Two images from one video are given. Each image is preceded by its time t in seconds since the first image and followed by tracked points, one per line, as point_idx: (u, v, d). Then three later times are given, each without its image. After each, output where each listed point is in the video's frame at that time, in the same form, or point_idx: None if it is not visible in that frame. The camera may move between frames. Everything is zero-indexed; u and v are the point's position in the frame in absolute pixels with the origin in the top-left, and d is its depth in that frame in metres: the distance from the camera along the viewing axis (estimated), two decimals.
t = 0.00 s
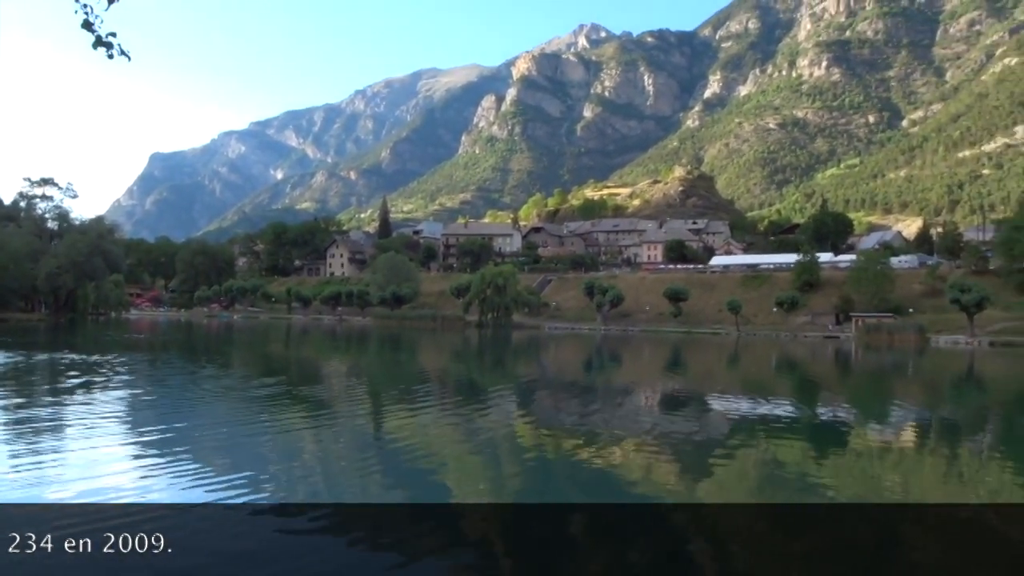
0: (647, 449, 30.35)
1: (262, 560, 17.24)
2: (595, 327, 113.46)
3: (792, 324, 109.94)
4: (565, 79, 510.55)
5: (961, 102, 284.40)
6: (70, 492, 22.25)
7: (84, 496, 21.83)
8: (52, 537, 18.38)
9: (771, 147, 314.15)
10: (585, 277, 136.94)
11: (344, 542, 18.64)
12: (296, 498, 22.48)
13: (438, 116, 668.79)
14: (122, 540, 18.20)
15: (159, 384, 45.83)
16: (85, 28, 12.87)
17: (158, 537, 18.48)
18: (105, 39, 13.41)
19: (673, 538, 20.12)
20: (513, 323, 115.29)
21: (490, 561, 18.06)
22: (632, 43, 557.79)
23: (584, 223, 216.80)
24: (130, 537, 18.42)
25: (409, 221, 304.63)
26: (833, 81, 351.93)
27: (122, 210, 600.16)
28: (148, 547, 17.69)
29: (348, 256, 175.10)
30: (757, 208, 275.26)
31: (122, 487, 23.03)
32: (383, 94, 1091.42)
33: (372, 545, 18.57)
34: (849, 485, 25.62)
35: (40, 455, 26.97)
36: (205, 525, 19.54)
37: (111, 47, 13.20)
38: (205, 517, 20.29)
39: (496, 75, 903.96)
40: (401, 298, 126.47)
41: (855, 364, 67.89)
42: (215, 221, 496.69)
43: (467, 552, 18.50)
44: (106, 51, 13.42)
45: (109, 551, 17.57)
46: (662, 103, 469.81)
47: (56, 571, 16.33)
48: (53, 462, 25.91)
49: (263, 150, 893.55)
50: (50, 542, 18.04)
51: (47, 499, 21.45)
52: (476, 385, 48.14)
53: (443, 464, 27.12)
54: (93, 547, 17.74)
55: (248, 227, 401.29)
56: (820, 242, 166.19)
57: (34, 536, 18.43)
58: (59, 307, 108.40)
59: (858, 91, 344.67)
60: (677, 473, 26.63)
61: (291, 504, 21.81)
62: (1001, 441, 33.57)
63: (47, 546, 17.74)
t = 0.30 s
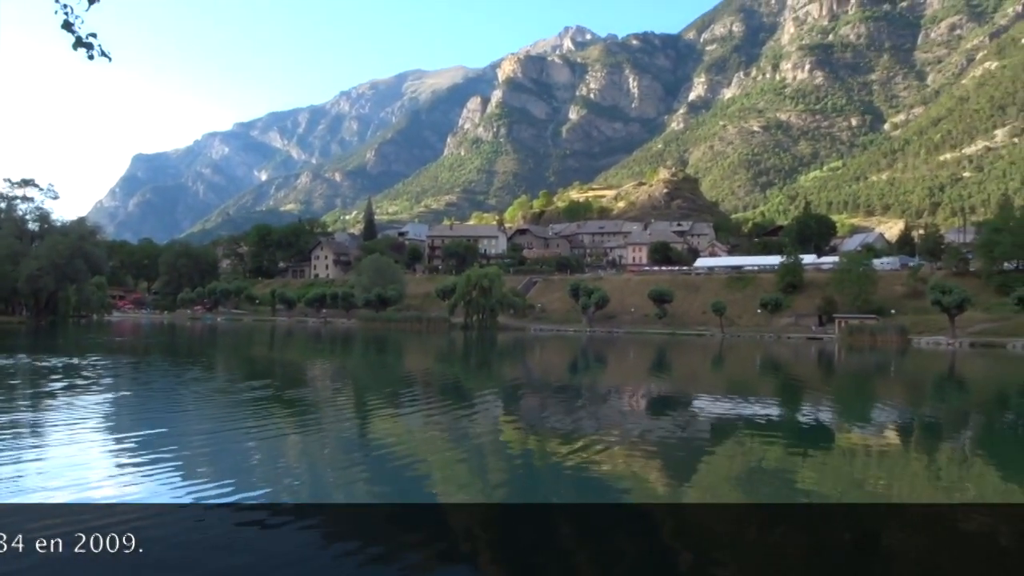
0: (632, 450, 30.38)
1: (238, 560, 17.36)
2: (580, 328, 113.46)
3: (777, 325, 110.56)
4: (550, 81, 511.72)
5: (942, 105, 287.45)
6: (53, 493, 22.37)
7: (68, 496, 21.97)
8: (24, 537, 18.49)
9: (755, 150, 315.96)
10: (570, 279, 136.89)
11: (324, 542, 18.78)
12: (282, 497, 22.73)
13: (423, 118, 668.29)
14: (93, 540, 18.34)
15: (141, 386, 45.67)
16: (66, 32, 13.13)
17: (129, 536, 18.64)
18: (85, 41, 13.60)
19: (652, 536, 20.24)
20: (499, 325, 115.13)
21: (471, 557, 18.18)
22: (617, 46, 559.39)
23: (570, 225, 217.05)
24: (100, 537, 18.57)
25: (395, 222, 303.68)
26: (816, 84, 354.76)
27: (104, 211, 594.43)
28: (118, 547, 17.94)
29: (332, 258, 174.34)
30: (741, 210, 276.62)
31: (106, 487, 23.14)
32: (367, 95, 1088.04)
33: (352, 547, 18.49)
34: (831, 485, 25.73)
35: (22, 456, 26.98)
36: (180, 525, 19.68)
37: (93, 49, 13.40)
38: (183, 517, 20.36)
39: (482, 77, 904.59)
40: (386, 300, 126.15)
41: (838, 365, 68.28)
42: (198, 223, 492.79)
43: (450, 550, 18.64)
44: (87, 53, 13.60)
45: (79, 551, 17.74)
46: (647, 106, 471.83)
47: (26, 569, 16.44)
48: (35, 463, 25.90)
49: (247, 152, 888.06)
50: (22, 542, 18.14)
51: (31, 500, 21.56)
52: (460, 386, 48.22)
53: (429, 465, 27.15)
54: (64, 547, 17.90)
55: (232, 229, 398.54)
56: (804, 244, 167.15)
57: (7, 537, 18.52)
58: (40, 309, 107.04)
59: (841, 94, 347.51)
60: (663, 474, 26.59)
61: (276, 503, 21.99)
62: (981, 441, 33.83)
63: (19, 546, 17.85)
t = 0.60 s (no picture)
0: (618, 451, 30.29)
1: (217, 563, 17.34)
2: (565, 330, 113.47)
3: (760, 327, 111.15)
4: (535, 83, 512.91)
5: (923, 109, 290.42)
6: (35, 493, 22.45)
7: (50, 497, 22.07)
8: None
9: (739, 152, 317.67)
10: (555, 281, 136.90)
11: (305, 543, 18.80)
12: (266, 497, 22.80)
13: (407, 120, 667.38)
14: (65, 540, 18.42)
15: (121, 388, 45.40)
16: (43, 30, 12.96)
17: (101, 537, 18.71)
18: (64, 38, 13.40)
19: (634, 535, 20.35)
20: (483, 327, 114.89)
21: (453, 557, 18.23)
22: (601, 48, 560.92)
23: (555, 226, 217.00)
24: (72, 538, 18.64)
25: (379, 224, 303.05)
26: (799, 87, 357.60)
27: (85, 213, 587.75)
28: (91, 547, 18.05)
29: (316, 259, 173.39)
30: (724, 212, 278.08)
31: (88, 488, 23.24)
32: (351, 96, 1084.46)
33: (334, 549, 18.45)
34: (815, 486, 25.78)
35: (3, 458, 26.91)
36: (157, 525, 19.80)
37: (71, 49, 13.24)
38: (163, 518, 20.47)
39: (467, 78, 904.82)
40: (371, 302, 125.69)
41: (821, 366, 68.58)
42: (180, 224, 488.38)
43: (433, 549, 18.67)
44: (66, 51, 13.42)
45: (51, 551, 17.78)
46: (632, 108, 473.92)
47: None
48: (16, 465, 25.89)
49: (230, 152, 881.94)
50: None
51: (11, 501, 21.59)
52: (445, 388, 48.12)
53: (415, 466, 27.09)
54: (37, 547, 17.93)
55: (215, 230, 395.48)
56: (787, 246, 168.13)
57: None
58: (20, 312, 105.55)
59: (824, 97, 350.31)
60: (649, 474, 26.60)
61: (261, 504, 22.07)
62: (963, 442, 34.03)
63: None
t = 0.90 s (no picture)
0: (598, 452, 30.37)
1: (191, 564, 17.37)
2: (547, 332, 113.51)
3: (740, 329, 111.86)
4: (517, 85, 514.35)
5: (901, 113, 293.84)
6: (9, 493, 22.38)
7: (26, 497, 22.04)
8: None
9: (720, 154, 319.35)
10: (536, 282, 136.88)
11: (282, 545, 18.82)
12: (244, 496, 22.93)
13: (389, 120, 665.92)
14: (35, 540, 18.48)
15: (99, 389, 45.06)
16: (21, 27, 12.71)
17: (72, 537, 18.79)
18: (41, 36, 13.12)
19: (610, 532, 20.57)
20: (465, 328, 114.68)
21: (429, 556, 18.40)
22: (584, 51, 562.46)
23: (537, 228, 216.96)
24: (43, 537, 18.70)
25: (360, 224, 301.60)
26: (779, 91, 360.69)
27: (61, 212, 579.83)
28: (61, 548, 18.09)
29: (297, 260, 172.21)
30: (705, 214, 279.63)
31: (64, 488, 23.20)
32: (333, 96, 1080.42)
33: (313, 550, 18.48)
34: (792, 486, 25.95)
35: None
36: (131, 526, 19.83)
37: (48, 47, 12.96)
38: (137, 519, 20.46)
39: (449, 79, 904.24)
40: (352, 303, 125.03)
41: (800, 368, 69.08)
42: (159, 224, 483.25)
43: (411, 549, 18.83)
44: (43, 48, 13.12)
45: (23, 551, 17.85)
46: (614, 110, 476.56)
47: None
48: None
49: (210, 152, 874.18)
50: None
51: None
52: (426, 389, 48.05)
53: (394, 466, 27.14)
54: (9, 548, 18.00)
55: (194, 230, 391.84)
56: (767, 248, 169.33)
57: None
58: None
59: (804, 101, 353.41)
60: (629, 474, 26.74)
61: (238, 502, 22.20)
62: (938, 443, 34.39)
63: None
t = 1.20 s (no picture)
0: (581, 453, 30.34)
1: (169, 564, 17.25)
2: (530, 333, 113.53)
3: (722, 329, 112.37)
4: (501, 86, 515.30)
5: (881, 116, 296.87)
6: None
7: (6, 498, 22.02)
8: None
9: (703, 156, 320.86)
10: (520, 283, 136.85)
11: (265, 545, 18.78)
12: (223, 497, 22.90)
13: (372, 121, 664.48)
14: (10, 542, 18.25)
15: (80, 391, 44.76)
16: None
17: (45, 537, 18.61)
18: (17, 34, 12.79)
19: (590, 532, 20.62)
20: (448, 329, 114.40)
21: (410, 556, 18.36)
22: (567, 52, 563.88)
23: (520, 229, 217.04)
24: (18, 538, 18.53)
25: (343, 225, 300.31)
26: (761, 93, 363.42)
27: (39, 211, 572.78)
28: (32, 547, 17.87)
29: (279, 261, 171.12)
30: (688, 216, 281.02)
31: (44, 489, 23.20)
32: (316, 96, 1076.77)
33: (290, 550, 18.41)
34: (773, 486, 26.07)
35: None
36: (109, 527, 19.67)
37: (26, 44, 12.66)
38: (113, 519, 20.34)
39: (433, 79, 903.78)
40: (334, 304, 124.41)
41: (780, 369, 69.57)
42: (140, 224, 478.61)
43: (392, 549, 18.75)
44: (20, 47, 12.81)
45: None
46: (597, 111, 478.30)
47: None
48: None
49: (191, 151, 867.13)
50: None
51: None
52: (409, 390, 47.93)
53: (378, 467, 27.09)
54: None
55: (174, 230, 388.51)
56: (749, 250, 170.29)
57: None
58: None
59: (785, 103, 356.21)
60: (613, 475, 26.72)
61: (218, 503, 22.15)
62: (917, 443, 34.67)
63: None
